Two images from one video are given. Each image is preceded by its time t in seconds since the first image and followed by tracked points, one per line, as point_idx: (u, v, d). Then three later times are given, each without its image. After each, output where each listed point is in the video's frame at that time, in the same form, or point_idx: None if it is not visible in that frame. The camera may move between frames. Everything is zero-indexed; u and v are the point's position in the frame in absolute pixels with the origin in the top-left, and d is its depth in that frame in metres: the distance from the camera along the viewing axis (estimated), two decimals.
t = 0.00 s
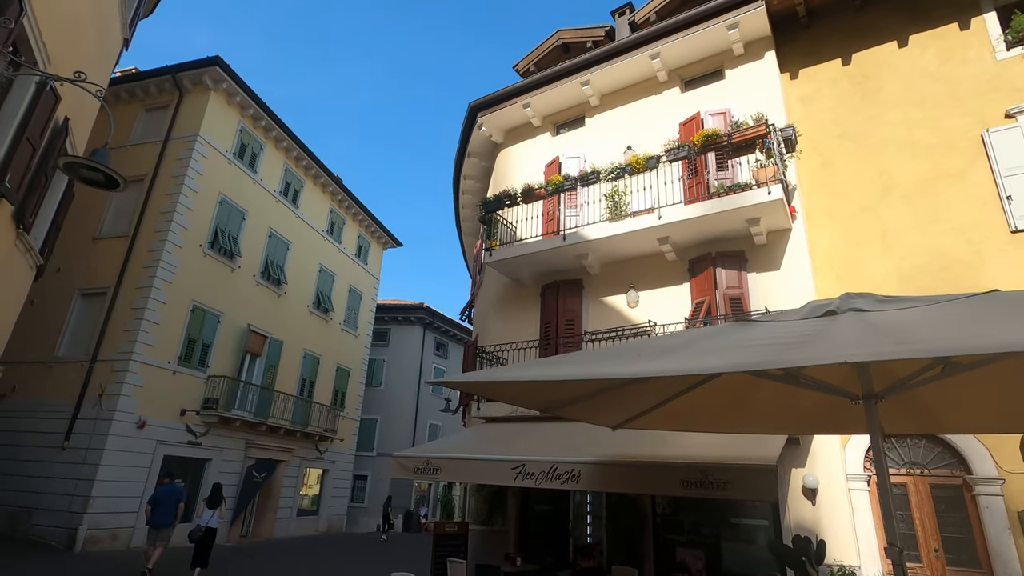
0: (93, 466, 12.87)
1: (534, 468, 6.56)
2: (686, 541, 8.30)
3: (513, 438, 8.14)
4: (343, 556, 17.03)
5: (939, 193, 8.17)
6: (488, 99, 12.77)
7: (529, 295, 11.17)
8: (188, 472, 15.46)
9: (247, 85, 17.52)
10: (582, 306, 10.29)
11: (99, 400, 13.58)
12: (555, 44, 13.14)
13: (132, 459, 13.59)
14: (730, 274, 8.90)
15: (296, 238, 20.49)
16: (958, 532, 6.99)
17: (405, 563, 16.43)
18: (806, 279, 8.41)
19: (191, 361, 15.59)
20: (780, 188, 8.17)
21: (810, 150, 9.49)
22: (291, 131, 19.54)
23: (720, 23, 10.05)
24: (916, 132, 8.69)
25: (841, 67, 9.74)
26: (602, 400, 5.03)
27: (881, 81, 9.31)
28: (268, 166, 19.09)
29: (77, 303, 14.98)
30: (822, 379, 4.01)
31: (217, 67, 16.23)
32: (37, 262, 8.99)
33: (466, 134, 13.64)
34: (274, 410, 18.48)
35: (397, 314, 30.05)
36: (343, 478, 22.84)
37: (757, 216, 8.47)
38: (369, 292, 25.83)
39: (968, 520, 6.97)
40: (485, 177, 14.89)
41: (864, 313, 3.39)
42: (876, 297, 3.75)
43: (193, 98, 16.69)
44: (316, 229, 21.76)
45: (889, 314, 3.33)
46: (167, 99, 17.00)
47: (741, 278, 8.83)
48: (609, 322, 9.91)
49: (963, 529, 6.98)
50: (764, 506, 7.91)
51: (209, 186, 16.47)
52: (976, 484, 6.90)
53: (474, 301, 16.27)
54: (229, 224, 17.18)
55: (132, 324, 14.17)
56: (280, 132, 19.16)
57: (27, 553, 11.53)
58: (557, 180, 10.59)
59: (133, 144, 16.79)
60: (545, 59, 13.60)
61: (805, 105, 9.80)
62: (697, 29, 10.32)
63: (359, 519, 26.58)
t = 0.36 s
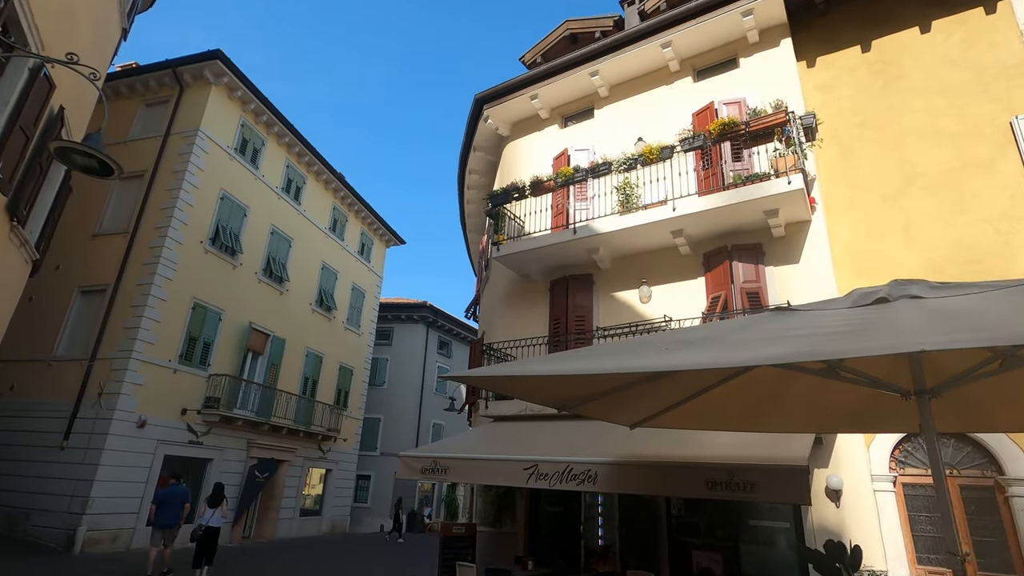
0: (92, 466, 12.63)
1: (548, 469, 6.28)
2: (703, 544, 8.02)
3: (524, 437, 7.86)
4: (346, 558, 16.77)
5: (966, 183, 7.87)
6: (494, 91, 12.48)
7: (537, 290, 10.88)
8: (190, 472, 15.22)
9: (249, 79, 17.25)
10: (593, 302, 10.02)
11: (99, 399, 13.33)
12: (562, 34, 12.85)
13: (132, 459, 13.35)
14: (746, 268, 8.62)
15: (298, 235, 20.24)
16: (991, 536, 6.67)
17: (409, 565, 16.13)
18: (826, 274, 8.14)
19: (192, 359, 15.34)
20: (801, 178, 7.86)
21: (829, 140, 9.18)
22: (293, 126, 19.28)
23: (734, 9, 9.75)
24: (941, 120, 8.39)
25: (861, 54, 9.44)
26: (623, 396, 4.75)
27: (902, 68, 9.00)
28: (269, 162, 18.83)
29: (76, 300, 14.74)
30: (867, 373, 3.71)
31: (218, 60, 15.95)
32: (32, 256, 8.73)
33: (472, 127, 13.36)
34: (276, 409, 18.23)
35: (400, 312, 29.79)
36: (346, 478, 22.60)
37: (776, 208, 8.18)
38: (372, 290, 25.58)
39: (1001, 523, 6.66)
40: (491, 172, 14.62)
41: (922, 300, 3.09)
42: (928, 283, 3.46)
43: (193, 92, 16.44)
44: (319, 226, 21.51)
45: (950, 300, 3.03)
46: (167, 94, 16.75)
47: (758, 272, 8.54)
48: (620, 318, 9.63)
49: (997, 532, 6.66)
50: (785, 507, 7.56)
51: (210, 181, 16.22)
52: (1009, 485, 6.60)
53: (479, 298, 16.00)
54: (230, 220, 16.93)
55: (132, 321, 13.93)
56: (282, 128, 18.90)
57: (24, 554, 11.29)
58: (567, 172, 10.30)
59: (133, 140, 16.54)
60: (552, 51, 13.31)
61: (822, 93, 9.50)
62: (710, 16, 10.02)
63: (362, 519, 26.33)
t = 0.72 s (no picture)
0: (94, 465, 12.45)
1: (566, 466, 6.04)
2: (723, 542, 7.77)
3: (537, 434, 7.62)
4: (352, 557, 16.55)
5: (994, 168, 7.59)
6: (501, 82, 12.23)
7: (547, 284, 10.64)
8: (194, 471, 15.03)
9: (252, 73, 17.04)
10: (605, 295, 9.78)
11: (101, 397, 13.15)
12: (571, 24, 12.60)
13: (136, 458, 13.16)
14: (765, 258, 8.36)
15: (302, 232, 20.04)
16: None
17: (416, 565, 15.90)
18: (846, 263, 7.89)
19: (196, 356, 15.15)
20: (823, 164, 7.59)
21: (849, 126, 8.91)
22: (297, 121, 19.08)
23: None
24: (966, 104, 8.11)
25: (880, 39, 9.17)
26: (649, 387, 4.49)
27: (924, 52, 8.73)
28: (273, 158, 18.63)
29: (78, 297, 14.55)
30: (918, 360, 3.46)
31: (220, 54, 15.74)
32: (32, 250, 8.53)
33: (479, 119, 13.12)
34: (281, 407, 18.03)
35: (404, 310, 29.58)
36: (351, 476, 22.41)
37: (796, 196, 7.92)
38: (376, 288, 25.38)
39: None
40: (498, 165, 14.39)
41: (987, 279, 2.85)
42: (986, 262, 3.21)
43: (196, 87, 16.24)
44: (323, 223, 21.31)
45: (1018, 278, 2.79)
46: (169, 89, 16.55)
47: (777, 263, 8.28)
48: (633, 311, 9.39)
49: None
50: (807, 505, 7.30)
51: (213, 177, 16.03)
52: None
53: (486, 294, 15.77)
54: (234, 216, 16.74)
55: (135, 318, 13.74)
56: (286, 123, 18.70)
57: (26, 554, 11.11)
58: (579, 162, 10.01)
59: (135, 135, 16.34)
60: (560, 41, 13.07)
61: (841, 80, 9.24)
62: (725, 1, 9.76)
63: (368, 518, 26.14)
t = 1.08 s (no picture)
0: (100, 466, 12.27)
1: (588, 467, 5.78)
2: (746, 546, 7.51)
3: (554, 434, 7.37)
4: (360, 559, 16.34)
5: None
6: (511, 75, 11.98)
7: (560, 280, 10.39)
8: (201, 472, 14.85)
9: (257, 69, 16.83)
10: (620, 291, 9.52)
11: (106, 397, 12.97)
12: (582, 15, 12.34)
13: (141, 458, 12.97)
14: (788, 252, 8.08)
15: (308, 230, 19.84)
16: None
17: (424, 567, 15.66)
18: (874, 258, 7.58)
19: (201, 356, 14.96)
20: (851, 153, 7.30)
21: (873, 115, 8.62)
22: (302, 118, 18.87)
23: None
24: (997, 91, 7.81)
25: (905, 26, 8.87)
26: (683, 386, 4.22)
27: (952, 38, 8.44)
28: (278, 155, 18.43)
29: (83, 296, 14.38)
30: (986, 353, 3.19)
31: (224, 49, 15.52)
32: (35, 246, 8.33)
33: (488, 113, 12.88)
34: (287, 407, 17.82)
35: (410, 310, 29.35)
36: (358, 477, 22.22)
37: (820, 187, 7.64)
38: (382, 286, 25.17)
39: None
40: (507, 161, 14.15)
41: None
42: None
43: (200, 83, 16.05)
44: (328, 221, 21.10)
45: None
46: (174, 86, 16.38)
47: (801, 257, 8.00)
48: (650, 307, 9.14)
49: None
50: (836, 506, 7.02)
51: (218, 174, 15.84)
52: None
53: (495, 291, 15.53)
54: (239, 214, 16.54)
55: (140, 317, 13.55)
56: (291, 120, 18.49)
57: (31, 557, 10.93)
58: (593, 154, 9.74)
59: (139, 132, 16.15)
60: (571, 33, 12.82)
61: (864, 68, 8.95)
62: None
63: (374, 519, 25.95)
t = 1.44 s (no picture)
0: (100, 464, 12.05)
1: (606, 462, 5.52)
2: (767, 544, 7.24)
3: (568, 429, 7.11)
4: (364, 559, 16.10)
5: None
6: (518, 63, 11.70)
7: (569, 272, 10.13)
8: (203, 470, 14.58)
9: (259, 63, 16.61)
10: (632, 283, 9.27)
11: (106, 394, 12.74)
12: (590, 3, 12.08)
13: (142, 456, 12.74)
14: (808, 241, 7.80)
15: (310, 225, 19.60)
16: None
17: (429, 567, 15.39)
18: (898, 244, 7.30)
19: (203, 352, 14.73)
20: (876, 135, 7.01)
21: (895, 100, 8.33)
22: (304, 112, 18.64)
23: None
24: None
25: (927, 7, 8.58)
26: (715, 373, 3.94)
27: (976, 19, 8.15)
28: (280, 149, 18.19)
29: (83, 292, 14.16)
30: None
31: (226, 41, 15.29)
32: (30, 237, 8.10)
33: (495, 103, 12.62)
34: (290, 405, 17.57)
35: (414, 307, 29.11)
36: (362, 475, 22.00)
37: (843, 171, 7.36)
38: (386, 283, 24.91)
39: None
40: (513, 152, 13.89)
41: None
42: None
43: (201, 76, 15.83)
44: (331, 217, 20.87)
45: None
46: (175, 79, 16.16)
47: (821, 245, 7.72)
48: (663, 298, 8.88)
49: None
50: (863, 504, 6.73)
51: (219, 168, 15.60)
52: None
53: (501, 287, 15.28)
54: (241, 209, 16.30)
55: (141, 312, 13.32)
56: (293, 114, 18.25)
57: (30, 557, 10.71)
58: (605, 141, 9.28)
59: (140, 126, 15.92)
60: (578, 21, 12.56)
61: (885, 51, 8.66)
62: None
63: (378, 518, 25.74)
